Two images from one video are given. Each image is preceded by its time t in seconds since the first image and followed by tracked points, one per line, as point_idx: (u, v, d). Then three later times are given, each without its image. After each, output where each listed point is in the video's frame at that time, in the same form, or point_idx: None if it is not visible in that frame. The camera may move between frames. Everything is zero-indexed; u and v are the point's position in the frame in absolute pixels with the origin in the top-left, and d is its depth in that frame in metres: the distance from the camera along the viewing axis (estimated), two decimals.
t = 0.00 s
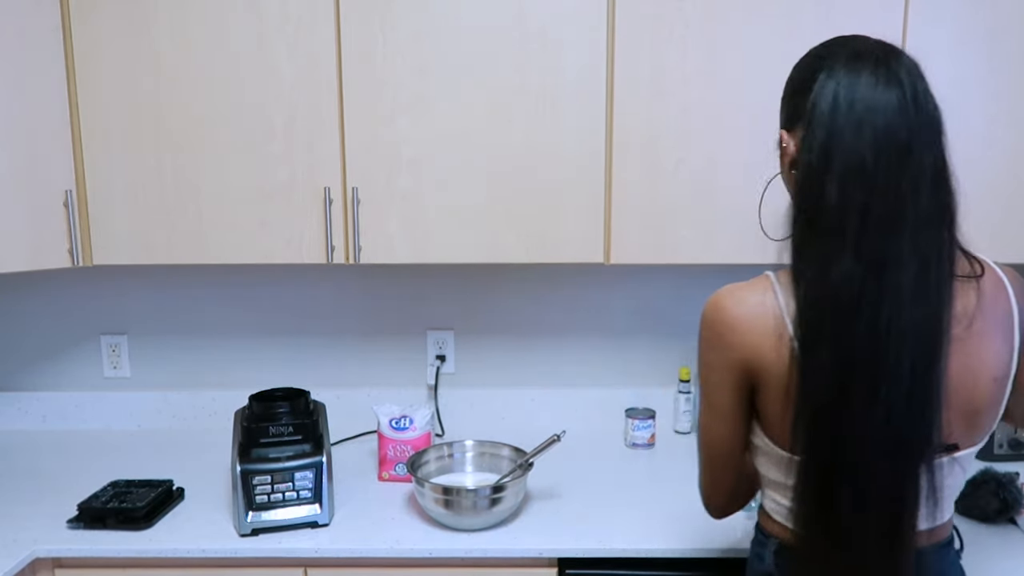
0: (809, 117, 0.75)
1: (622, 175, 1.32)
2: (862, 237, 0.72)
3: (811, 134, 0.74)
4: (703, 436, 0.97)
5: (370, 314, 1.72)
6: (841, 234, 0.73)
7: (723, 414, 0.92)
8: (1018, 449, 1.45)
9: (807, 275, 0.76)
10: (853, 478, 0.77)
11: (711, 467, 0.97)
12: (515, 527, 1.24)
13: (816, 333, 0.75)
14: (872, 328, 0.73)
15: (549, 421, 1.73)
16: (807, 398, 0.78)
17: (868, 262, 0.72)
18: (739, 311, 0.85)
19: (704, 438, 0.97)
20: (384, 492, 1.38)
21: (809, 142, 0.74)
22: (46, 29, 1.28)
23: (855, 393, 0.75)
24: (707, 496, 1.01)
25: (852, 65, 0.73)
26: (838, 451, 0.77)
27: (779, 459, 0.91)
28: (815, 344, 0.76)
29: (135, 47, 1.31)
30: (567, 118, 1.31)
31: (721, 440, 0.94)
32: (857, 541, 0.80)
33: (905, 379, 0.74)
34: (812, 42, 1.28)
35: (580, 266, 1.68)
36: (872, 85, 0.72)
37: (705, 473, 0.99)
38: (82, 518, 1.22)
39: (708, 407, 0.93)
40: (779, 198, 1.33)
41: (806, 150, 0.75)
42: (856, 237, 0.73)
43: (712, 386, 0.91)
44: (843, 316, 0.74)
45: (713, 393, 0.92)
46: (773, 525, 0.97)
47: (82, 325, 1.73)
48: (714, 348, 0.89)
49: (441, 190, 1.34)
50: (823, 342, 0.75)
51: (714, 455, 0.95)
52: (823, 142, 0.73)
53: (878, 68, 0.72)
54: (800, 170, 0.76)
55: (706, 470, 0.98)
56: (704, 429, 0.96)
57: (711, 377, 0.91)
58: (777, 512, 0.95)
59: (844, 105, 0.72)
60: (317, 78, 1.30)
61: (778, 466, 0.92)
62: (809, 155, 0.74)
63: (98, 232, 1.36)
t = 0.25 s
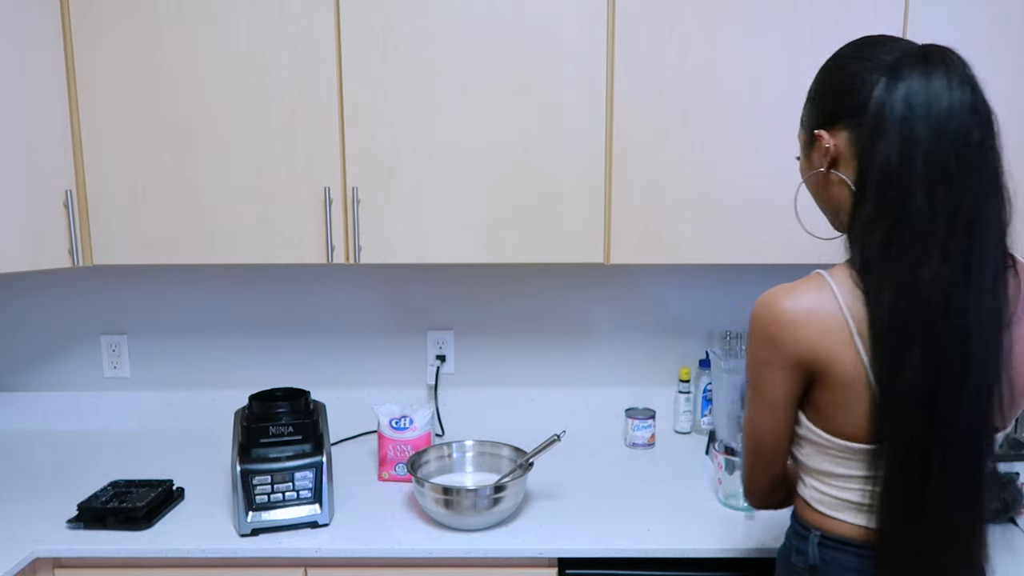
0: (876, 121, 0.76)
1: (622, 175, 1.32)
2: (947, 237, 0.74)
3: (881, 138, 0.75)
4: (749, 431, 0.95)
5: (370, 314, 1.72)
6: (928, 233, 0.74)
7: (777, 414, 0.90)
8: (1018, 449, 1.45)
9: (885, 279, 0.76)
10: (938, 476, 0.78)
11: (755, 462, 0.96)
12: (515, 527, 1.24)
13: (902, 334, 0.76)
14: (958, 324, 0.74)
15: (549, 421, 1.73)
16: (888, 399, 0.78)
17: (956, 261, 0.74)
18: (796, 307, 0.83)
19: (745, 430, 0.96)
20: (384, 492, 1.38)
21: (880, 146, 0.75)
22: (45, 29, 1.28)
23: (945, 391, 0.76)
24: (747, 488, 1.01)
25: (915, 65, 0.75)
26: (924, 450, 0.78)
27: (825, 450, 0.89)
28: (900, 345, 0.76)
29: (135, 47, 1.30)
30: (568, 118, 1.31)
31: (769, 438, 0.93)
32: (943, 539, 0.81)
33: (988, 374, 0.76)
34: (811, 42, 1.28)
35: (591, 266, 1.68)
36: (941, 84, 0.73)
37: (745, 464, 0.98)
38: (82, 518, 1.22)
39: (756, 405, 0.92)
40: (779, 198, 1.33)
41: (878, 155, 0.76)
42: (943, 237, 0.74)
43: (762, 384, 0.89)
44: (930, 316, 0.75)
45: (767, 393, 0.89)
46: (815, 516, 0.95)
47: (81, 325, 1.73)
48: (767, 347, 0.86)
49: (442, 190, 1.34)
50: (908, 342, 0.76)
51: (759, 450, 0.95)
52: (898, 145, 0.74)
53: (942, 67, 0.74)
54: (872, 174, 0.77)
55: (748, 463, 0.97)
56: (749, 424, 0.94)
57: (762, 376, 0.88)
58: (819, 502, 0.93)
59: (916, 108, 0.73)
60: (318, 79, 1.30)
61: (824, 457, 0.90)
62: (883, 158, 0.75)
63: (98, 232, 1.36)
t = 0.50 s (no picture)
0: (929, 126, 0.77)
1: (622, 175, 1.32)
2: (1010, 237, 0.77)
3: (938, 142, 0.77)
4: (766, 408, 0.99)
5: (370, 314, 1.72)
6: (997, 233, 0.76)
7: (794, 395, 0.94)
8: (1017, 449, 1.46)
9: (955, 276, 0.78)
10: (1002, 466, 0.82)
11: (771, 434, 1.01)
12: (515, 527, 1.24)
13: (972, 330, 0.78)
14: None
15: (549, 421, 1.73)
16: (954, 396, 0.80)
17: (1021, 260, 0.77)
18: (815, 296, 0.86)
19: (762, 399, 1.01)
20: (384, 492, 1.38)
21: (937, 150, 0.77)
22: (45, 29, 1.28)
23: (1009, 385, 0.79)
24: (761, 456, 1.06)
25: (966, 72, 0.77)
26: (995, 441, 0.81)
27: (847, 437, 0.90)
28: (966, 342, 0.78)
29: (135, 47, 1.30)
30: (568, 118, 1.31)
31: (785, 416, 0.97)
32: (1000, 522, 0.85)
33: None
34: (811, 42, 1.28)
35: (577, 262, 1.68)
36: (994, 89, 0.76)
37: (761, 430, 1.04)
38: (82, 518, 1.22)
39: (775, 385, 0.95)
40: (779, 199, 1.33)
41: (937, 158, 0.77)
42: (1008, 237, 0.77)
43: (782, 367, 0.92)
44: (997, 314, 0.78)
45: (785, 376, 0.93)
46: (834, 505, 0.96)
47: (81, 325, 1.73)
48: (786, 333, 0.89)
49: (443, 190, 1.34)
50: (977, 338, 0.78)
51: (776, 425, 0.99)
52: (959, 151, 0.76)
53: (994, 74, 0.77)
54: (928, 177, 0.78)
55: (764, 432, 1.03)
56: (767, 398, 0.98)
57: (783, 360, 0.92)
58: (839, 490, 0.95)
59: (973, 114, 0.75)
60: (318, 78, 1.30)
61: (846, 445, 0.91)
62: (945, 163, 0.76)
63: (98, 233, 1.36)
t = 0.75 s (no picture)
0: (973, 124, 0.79)
1: (622, 175, 1.32)
2: None
3: (985, 139, 0.79)
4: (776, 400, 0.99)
5: (370, 314, 1.72)
6: None
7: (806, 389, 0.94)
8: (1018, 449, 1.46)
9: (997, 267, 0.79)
10: None
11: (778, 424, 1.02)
12: (515, 527, 1.24)
13: (1018, 325, 0.80)
14: None
15: (549, 421, 1.73)
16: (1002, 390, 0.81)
17: None
18: (825, 289, 0.86)
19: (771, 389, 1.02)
20: (384, 492, 1.38)
21: (985, 146, 0.79)
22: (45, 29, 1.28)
23: None
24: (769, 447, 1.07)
25: (997, 74, 0.81)
26: None
27: (858, 430, 0.90)
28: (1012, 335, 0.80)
29: (136, 47, 1.30)
30: (568, 119, 1.31)
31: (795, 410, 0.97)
32: None
33: None
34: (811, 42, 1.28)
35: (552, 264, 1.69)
36: None
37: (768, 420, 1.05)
38: (82, 518, 1.22)
39: (785, 377, 0.96)
40: (779, 199, 1.33)
41: (987, 154, 0.79)
42: None
43: (791, 359, 0.93)
44: None
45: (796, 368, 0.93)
46: (843, 499, 0.97)
47: (81, 325, 1.73)
48: (797, 326, 0.90)
49: (443, 190, 1.34)
50: None
51: (783, 415, 1.00)
52: (1005, 148, 0.79)
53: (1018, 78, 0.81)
54: (980, 174, 0.79)
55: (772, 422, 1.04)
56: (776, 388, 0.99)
57: (792, 352, 0.92)
58: (848, 482, 0.95)
59: (1013, 113, 0.79)
60: (319, 79, 1.30)
61: (858, 438, 0.91)
62: (993, 159, 0.79)
63: (98, 232, 1.36)
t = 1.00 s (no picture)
0: (980, 123, 0.80)
1: (622, 175, 1.32)
2: None
3: (992, 137, 0.79)
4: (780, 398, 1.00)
5: (370, 314, 1.72)
6: None
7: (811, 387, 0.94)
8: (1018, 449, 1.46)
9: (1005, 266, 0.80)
10: None
11: (781, 423, 1.02)
12: (515, 527, 1.24)
13: None
14: None
15: (549, 421, 1.73)
16: (1012, 388, 0.81)
17: None
18: (831, 287, 0.86)
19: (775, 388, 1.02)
20: (384, 492, 1.38)
21: (993, 145, 0.79)
22: (45, 29, 1.28)
23: None
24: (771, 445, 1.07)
25: (1003, 73, 0.81)
26: None
27: (862, 427, 0.90)
28: (1020, 333, 0.80)
29: (136, 47, 1.30)
30: (568, 119, 1.31)
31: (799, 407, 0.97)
32: None
33: None
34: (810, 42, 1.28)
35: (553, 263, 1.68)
36: None
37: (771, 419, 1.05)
38: (82, 518, 1.22)
39: (789, 375, 0.96)
40: (779, 199, 1.33)
41: (994, 153, 0.79)
42: None
43: (796, 357, 0.93)
44: None
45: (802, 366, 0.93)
46: (846, 497, 0.96)
47: (81, 325, 1.73)
48: (803, 324, 0.90)
49: (443, 190, 1.34)
50: None
51: (787, 414, 1.00)
52: (1012, 145, 0.79)
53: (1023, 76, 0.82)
54: (988, 173, 0.79)
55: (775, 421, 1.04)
56: (780, 386, 1.00)
57: (797, 350, 0.92)
58: (851, 481, 0.95)
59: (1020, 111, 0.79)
60: (319, 79, 1.30)
61: (862, 436, 0.91)
62: (1001, 158, 0.79)
63: (98, 232, 1.36)
